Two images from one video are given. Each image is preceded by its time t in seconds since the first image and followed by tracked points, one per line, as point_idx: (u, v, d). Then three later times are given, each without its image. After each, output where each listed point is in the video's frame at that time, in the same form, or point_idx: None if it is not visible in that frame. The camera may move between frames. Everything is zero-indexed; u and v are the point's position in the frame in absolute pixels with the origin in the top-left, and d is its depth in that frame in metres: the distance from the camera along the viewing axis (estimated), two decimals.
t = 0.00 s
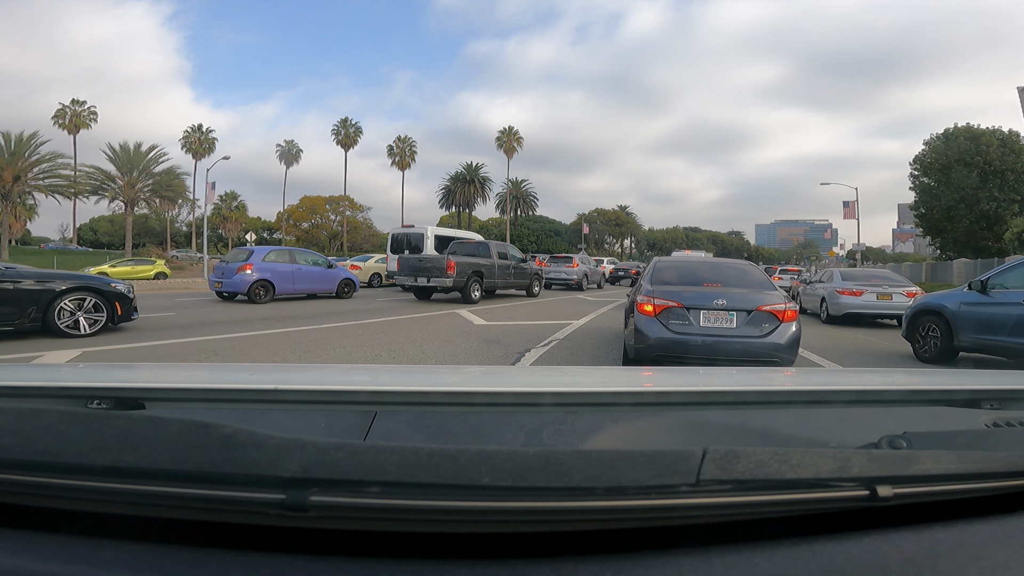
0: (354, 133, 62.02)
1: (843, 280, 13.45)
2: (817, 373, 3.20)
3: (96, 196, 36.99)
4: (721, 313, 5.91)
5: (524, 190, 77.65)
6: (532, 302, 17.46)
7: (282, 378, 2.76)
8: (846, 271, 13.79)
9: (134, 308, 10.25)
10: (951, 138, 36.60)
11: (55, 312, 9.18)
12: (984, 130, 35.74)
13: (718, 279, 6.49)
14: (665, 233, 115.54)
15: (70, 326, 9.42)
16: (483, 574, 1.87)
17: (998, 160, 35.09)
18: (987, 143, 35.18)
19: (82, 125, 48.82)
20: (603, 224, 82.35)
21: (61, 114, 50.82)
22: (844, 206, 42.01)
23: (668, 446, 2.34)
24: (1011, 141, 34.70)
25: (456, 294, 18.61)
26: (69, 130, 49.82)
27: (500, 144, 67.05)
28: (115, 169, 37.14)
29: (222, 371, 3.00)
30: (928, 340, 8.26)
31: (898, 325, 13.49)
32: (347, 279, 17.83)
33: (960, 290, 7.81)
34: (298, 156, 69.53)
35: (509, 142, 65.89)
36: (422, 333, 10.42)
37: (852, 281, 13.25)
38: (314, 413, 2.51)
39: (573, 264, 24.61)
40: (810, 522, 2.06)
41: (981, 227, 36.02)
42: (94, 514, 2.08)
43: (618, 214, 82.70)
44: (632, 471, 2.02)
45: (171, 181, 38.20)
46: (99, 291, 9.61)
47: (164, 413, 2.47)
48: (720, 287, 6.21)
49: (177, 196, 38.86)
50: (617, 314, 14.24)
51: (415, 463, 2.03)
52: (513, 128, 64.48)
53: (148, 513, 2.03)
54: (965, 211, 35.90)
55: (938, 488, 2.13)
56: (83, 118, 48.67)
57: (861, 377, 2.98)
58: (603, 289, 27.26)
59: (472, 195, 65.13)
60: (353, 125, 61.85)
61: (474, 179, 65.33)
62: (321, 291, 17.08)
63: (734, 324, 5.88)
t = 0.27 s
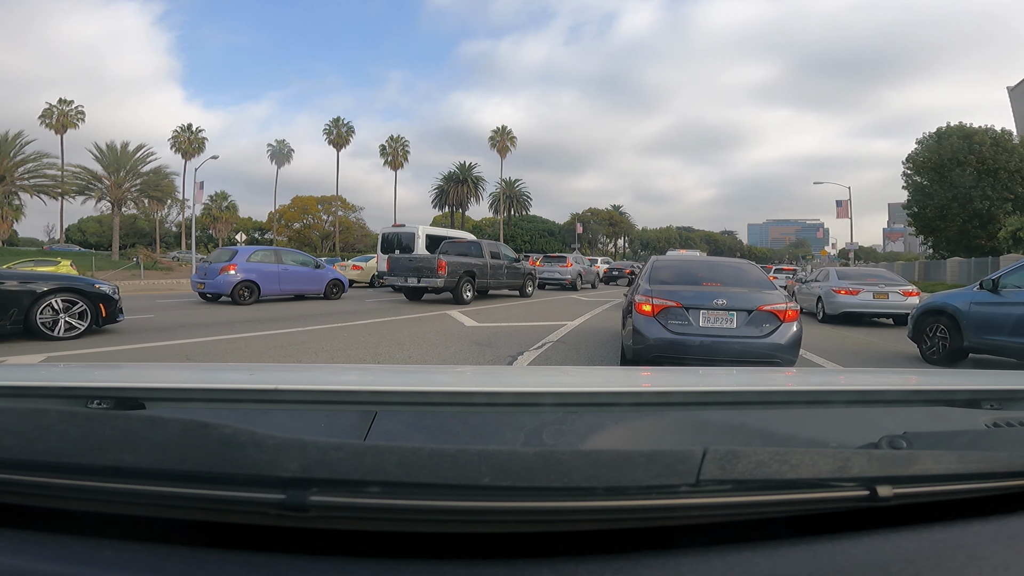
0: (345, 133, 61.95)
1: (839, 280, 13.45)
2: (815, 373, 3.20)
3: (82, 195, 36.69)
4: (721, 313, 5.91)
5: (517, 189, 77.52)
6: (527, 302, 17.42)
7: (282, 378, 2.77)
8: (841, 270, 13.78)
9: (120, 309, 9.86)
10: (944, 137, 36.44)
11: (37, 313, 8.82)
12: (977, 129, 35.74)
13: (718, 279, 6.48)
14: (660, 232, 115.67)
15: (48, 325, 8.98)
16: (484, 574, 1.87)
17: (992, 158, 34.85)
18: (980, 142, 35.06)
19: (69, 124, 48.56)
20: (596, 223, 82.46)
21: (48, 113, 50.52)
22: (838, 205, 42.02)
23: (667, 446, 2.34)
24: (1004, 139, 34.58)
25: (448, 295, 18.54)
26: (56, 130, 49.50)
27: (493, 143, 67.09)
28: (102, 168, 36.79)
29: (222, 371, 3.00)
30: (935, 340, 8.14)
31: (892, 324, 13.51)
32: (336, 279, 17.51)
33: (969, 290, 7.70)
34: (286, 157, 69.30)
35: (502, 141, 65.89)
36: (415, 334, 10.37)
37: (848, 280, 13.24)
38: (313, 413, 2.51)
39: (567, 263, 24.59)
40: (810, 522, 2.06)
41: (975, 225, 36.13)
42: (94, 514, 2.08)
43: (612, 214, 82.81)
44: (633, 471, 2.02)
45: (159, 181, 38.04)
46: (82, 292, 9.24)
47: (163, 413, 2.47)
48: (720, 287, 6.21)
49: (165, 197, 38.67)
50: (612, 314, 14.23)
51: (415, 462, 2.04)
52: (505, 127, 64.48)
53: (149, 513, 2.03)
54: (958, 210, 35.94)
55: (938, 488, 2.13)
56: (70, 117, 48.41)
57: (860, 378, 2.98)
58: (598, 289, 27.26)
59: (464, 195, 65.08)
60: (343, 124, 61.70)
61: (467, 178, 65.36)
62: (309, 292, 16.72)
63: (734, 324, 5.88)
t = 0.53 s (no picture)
0: (339, 134, 61.99)
1: (834, 279, 13.45)
2: (813, 373, 3.21)
3: (71, 195, 36.51)
4: (720, 313, 5.91)
5: (512, 189, 77.63)
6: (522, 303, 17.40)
7: (281, 378, 2.77)
8: (836, 270, 13.78)
9: (107, 310, 9.78)
10: (939, 136, 36.50)
11: (20, 314, 8.80)
12: (971, 129, 35.78)
13: (716, 279, 6.48)
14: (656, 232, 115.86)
15: (30, 326, 8.92)
16: (484, 574, 1.87)
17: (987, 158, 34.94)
18: (974, 142, 35.11)
19: (59, 123, 48.35)
20: (590, 223, 82.66)
21: (38, 112, 50.29)
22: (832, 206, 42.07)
23: (667, 445, 2.34)
24: (998, 139, 34.66)
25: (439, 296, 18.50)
26: (46, 129, 49.29)
27: (487, 143, 67.20)
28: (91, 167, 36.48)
29: (221, 371, 3.01)
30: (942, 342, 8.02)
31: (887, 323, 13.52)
32: (325, 280, 17.36)
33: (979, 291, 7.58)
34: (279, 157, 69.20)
35: (496, 141, 66.01)
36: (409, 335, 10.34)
37: (844, 279, 13.24)
38: (312, 412, 2.51)
39: (561, 263, 24.56)
40: (810, 522, 2.06)
41: (969, 225, 36.18)
42: (95, 514, 2.08)
43: (606, 214, 82.93)
44: (633, 471, 2.02)
45: (149, 181, 37.60)
46: (66, 292, 9.15)
47: (163, 413, 2.47)
48: (718, 287, 6.20)
49: (155, 196, 38.16)
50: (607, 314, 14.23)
51: (415, 462, 2.04)
52: (500, 127, 64.64)
53: (149, 513, 2.03)
54: (952, 210, 35.97)
55: (939, 488, 2.13)
56: (60, 116, 48.21)
57: (859, 378, 2.98)
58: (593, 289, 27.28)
59: (458, 195, 65.20)
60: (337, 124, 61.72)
61: (461, 179, 65.52)
62: (297, 292, 16.54)
63: (733, 325, 5.88)
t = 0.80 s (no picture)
0: (333, 134, 61.97)
1: (830, 280, 13.47)
2: (811, 373, 3.21)
3: (61, 195, 36.26)
4: (718, 314, 5.91)
5: (507, 189, 77.68)
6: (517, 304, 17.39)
7: (280, 378, 2.77)
8: (832, 271, 13.79)
9: (95, 312, 9.71)
10: (933, 137, 36.65)
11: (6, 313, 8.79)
12: (965, 130, 35.92)
13: (714, 279, 6.48)
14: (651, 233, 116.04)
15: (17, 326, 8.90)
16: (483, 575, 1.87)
17: (981, 159, 35.12)
18: (969, 142, 35.27)
19: (50, 122, 48.08)
20: (585, 223, 82.81)
21: (28, 110, 49.93)
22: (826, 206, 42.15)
23: (668, 446, 2.34)
24: (992, 140, 34.84)
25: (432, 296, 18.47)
26: (36, 128, 48.97)
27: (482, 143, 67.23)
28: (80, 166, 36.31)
29: (221, 371, 3.00)
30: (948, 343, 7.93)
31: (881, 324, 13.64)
32: (315, 280, 17.28)
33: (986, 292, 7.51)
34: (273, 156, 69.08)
35: (491, 141, 66.08)
36: (403, 336, 10.32)
37: (839, 280, 13.27)
38: (312, 413, 2.50)
39: (556, 264, 24.56)
40: (810, 522, 2.06)
41: (963, 225, 36.29)
42: (95, 515, 2.07)
43: (601, 214, 83.09)
44: (633, 471, 2.02)
45: (140, 181, 37.33)
46: (54, 293, 9.12)
47: (163, 413, 2.46)
48: (716, 287, 6.21)
49: (146, 196, 38.03)
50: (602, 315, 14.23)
51: (415, 462, 2.03)
52: (495, 126, 64.71)
53: (148, 513, 2.03)
54: (947, 210, 36.08)
55: (939, 488, 2.13)
56: (50, 115, 47.94)
57: (858, 378, 2.98)
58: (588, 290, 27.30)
59: (453, 195, 65.19)
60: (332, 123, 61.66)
61: (456, 179, 65.59)
62: (286, 292, 16.41)
63: (730, 325, 5.89)
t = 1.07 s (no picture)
0: (327, 133, 61.89)
1: (826, 280, 13.47)
2: (809, 373, 3.22)
3: (52, 194, 35.99)
4: (715, 314, 5.92)
5: (502, 190, 77.76)
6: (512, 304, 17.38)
7: (281, 377, 2.76)
8: (829, 271, 13.79)
9: (82, 313, 9.66)
10: (929, 137, 36.77)
11: None
12: (961, 130, 36.04)
13: (712, 279, 6.49)
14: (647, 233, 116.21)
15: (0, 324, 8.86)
16: (483, 575, 1.87)
17: (976, 159, 35.25)
18: (964, 143, 35.39)
19: (41, 121, 47.88)
20: (579, 224, 83.00)
21: (19, 109, 49.63)
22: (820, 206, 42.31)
23: (668, 446, 2.34)
24: (987, 141, 34.97)
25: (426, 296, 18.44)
26: (27, 126, 48.65)
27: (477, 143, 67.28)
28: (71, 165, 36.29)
29: (222, 371, 3.00)
30: (953, 346, 7.85)
31: (874, 326, 13.64)
32: (305, 281, 17.22)
33: (990, 294, 7.47)
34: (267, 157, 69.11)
35: (487, 141, 66.16)
36: (398, 337, 10.30)
37: (836, 280, 13.28)
38: (313, 413, 2.50)
39: (552, 264, 24.55)
40: (809, 522, 2.07)
41: (958, 226, 36.25)
42: (95, 515, 2.07)
43: (595, 215, 83.38)
44: (633, 471, 2.02)
45: (132, 180, 37.97)
46: (40, 295, 9.09)
47: (163, 413, 2.46)
48: (714, 287, 6.22)
49: (138, 195, 38.68)
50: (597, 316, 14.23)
51: (415, 462, 2.03)
52: (491, 126, 64.91)
53: (148, 513, 2.02)
54: (942, 211, 36.14)
55: (938, 488, 2.13)
56: (42, 114, 47.73)
57: (858, 378, 2.99)
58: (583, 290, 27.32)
59: (449, 196, 65.21)
60: (326, 123, 61.64)
61: (450, 179, 65.65)
62: (275, 292, 16.35)
63: (728, 326, 5.89)
